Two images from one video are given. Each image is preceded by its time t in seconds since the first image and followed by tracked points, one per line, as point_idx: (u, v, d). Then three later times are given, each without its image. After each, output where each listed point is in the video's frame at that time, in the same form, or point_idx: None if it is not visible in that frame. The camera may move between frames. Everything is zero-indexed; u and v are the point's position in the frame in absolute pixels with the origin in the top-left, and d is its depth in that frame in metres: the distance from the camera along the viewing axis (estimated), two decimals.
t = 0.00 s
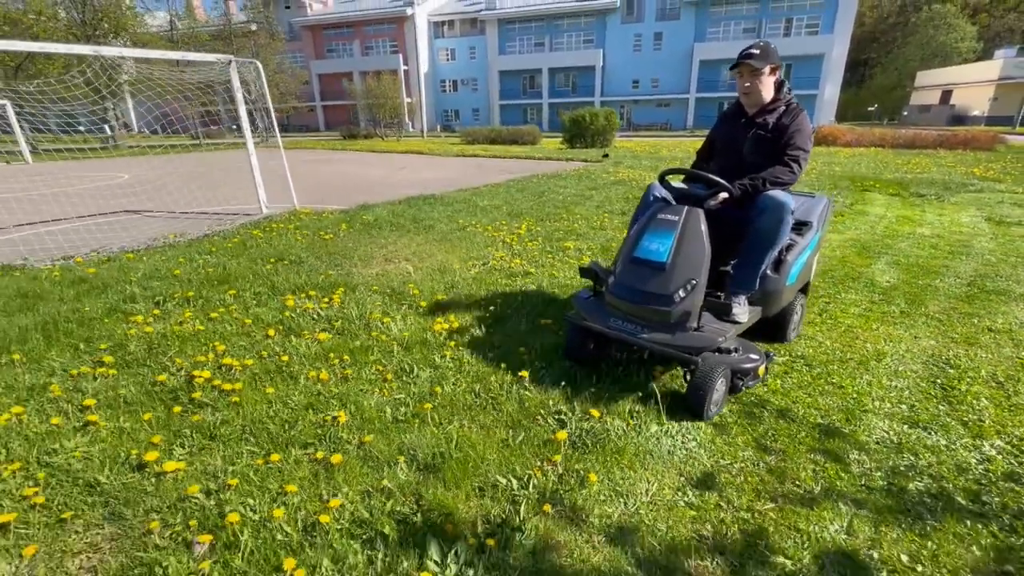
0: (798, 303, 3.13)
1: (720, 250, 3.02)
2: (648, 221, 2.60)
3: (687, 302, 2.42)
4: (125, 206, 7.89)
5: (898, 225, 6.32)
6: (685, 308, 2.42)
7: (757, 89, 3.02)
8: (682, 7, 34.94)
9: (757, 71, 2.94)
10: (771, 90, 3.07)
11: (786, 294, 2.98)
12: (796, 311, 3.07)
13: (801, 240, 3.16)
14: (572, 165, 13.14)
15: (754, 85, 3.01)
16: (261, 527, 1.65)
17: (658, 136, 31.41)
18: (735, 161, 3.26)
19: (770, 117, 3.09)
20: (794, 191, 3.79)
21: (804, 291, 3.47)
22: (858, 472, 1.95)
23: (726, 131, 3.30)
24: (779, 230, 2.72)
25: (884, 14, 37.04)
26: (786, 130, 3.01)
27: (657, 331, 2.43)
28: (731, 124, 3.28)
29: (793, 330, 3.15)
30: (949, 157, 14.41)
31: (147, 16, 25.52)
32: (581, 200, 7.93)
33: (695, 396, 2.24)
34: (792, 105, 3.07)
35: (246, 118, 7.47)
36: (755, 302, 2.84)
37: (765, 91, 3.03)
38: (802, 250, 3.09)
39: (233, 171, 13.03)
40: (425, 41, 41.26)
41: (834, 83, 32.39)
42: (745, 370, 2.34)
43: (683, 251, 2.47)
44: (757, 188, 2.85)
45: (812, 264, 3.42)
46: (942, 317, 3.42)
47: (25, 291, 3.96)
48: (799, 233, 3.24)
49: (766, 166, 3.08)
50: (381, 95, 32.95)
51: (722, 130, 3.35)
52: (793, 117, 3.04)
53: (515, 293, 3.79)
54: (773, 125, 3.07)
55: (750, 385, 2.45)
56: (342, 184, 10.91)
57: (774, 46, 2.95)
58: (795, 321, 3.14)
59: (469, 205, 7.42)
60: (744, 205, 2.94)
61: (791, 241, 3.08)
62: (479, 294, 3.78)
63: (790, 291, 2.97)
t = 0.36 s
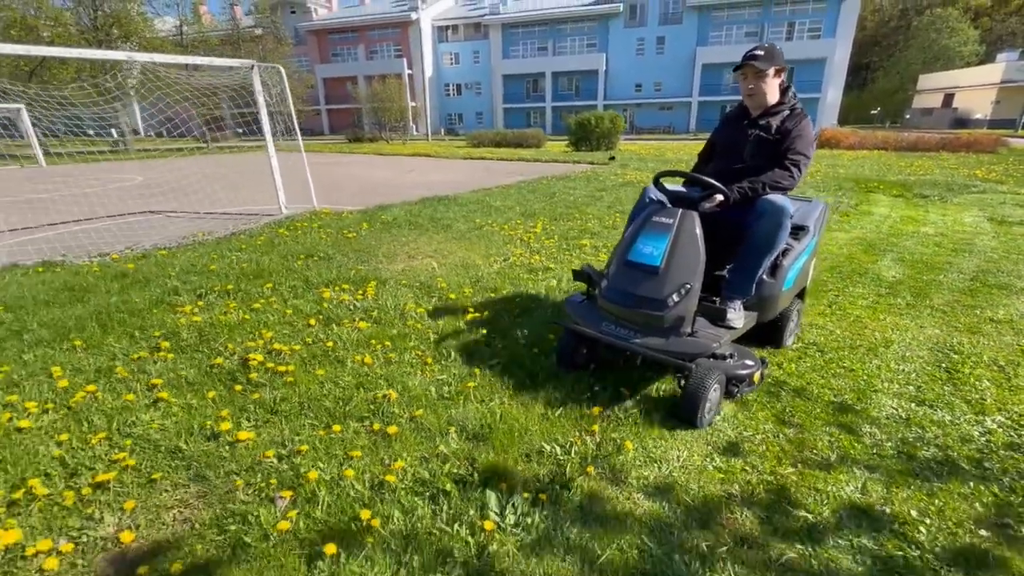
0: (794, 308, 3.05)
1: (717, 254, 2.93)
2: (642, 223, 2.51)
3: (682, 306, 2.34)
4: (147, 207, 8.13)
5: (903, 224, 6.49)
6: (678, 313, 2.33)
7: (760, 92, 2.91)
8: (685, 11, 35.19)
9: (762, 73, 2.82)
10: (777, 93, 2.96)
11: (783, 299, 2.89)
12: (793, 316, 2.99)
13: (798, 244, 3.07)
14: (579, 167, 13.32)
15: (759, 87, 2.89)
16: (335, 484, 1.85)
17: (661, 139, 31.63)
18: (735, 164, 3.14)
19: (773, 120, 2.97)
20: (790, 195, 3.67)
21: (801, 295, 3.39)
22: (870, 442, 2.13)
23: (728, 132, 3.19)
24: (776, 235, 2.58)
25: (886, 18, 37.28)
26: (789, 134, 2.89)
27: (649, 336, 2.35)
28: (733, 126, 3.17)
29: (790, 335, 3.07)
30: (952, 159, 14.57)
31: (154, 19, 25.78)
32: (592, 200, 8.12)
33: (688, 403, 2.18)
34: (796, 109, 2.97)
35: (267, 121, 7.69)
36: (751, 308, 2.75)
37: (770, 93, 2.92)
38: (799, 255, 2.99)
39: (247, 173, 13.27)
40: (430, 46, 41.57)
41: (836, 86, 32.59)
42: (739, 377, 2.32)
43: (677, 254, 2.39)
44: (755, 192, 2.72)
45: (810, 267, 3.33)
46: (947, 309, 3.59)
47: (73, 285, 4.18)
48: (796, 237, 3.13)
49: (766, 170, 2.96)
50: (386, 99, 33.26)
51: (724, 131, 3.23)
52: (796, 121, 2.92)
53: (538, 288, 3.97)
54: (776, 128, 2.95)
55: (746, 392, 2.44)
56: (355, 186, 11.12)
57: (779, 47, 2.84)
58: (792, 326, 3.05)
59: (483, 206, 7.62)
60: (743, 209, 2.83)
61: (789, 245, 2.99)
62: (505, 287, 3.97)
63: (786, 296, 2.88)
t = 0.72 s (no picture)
0: (790, 313, 3.02)
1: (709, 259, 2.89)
2: (632, 229, 2.49)
3: (673, 313, 2.31)
4: (172, 207, 8.38)
5: (908, 225, 6.66)
6: (669, 320, 2.30)
7: (765, 93, 2.90)
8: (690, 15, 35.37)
9: (767, 74, 2.80)
10: (781, 97, 2.94)
11: (778, 305, 2.85)
12: (788, 322, 2.95)
13: (792, 249, 3.05)
14: (588, 169, 13.53)
15: (763, 88, 2.88)
16: (400, 450, 2.07)
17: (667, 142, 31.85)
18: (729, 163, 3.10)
19: (774, 124, 2.95)
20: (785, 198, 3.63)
21: (798, 300, 3.35)
22: (879, 419, 2.33)
23: (727, 131, 3.17)
24: (769, 241, 2.56)
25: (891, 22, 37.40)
26: (787, 138, 2.88)
27: (640, 344, 2.32)
28: (733, 126, 3.14)
29: (786, 341, 3.03)
30: (957, 162, 14.71)
31: (165, 23, 26.14)
32: (603, 202, 8.31)
33: (681, 414, 2.14)
34: (798, 115, 2.96)
35: (288, 125, 7.92)
36: (745, 314, 2.72)
37: (775, 96, 2.90)
38: (793, 259, 2.96)
39: (262, 174, 13.52)
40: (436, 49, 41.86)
41: (842, 89, 32.65)
42: (733, 384, 2.27)
43: (668, 261, 2.37)
44: (744, 197, 2.63)
45: (806, 273, 3.30)
46: (951, 304, 3.79)
47: (121, 279, 4.42)
48: (790, 243, 3.10)
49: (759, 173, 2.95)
50: (394, 102, 33.57)
51: (724, 131, 3.20)
52: (797, 126, 2.89)
53: (561, 283, 4.18)
54: (776, 130, 2.93)
55: (741, 400, 2.37)
56: (369, 187, 11.35)
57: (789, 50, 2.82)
58: (788, 333, 3.03)
59: (498, 206, 7.83)
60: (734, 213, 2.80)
61: (782, 251, 2.96)
62: (529, 282, 4.19)
63: (781, 302, 2.85)
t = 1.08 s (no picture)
0: (788, 316, 2.96)
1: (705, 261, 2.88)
2: (626, 233, 2.46)
3: (668, 318, 2.28)
4: (192, 204, 8.55)
5: (917, 224, 6.79)
6: (664, 325, 2.27)
7: (764, 91, 2.96)
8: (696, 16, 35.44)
9: (768, 73, 2.87)
10: (779, 97, 3.01)
11: (776, 308, 2.81)
12: (786, 325, 2.91)
13: (790, 251, 3.00)
14: (596, 169, 13.69)
15: (763, 86, 2.94)
16: (452, 422, 2.26)
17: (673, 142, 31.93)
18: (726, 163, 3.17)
19: (770, 123, 3.01)
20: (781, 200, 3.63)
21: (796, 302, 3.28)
22: (892, 398, 2.50)
23: (724, 130, 3.22)
24: (764, 242, 2.53)
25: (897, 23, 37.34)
26: (783, 136, 2.93)
27: (636, 350, 2.28)
28: (731, 126, 3.20)
29: (784, 345, 2.98)
30: (964, 163, 14.77)
31: (176, 24, 26.53)
32: (615, 201, 8.48)
33: (680, 419, 2.11)
34: (794, 115, 3.02)
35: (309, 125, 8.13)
36: (742, 318, 2.68)
37: (771, 95, 2.97)
38: (791, 262, 2.91)
39: (276, 173, 13.73)
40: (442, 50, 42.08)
41: (848, 90, 32.62)
42: (731, 391, 2.20)
43: (662, 265, 2.34)
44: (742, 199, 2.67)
45: (804, 275, 3.26)
46: (959, 296, 3.94)
47: (162, 272, 4.64)
48: (786, 245, 3.06)
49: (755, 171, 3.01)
50: (401, 102, 33.79)
51: (721, 129, 3.26)
52: (794, 126, 2.96)
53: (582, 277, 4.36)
54: (771, 130, 3.00)
55: (740, 405, 2.32)
56: (382, 186, 11.54)
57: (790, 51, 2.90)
58: (787, 335, 2.98)
59: (512, 205, 8.00)
60: (730, 214, 2.78)
61: (779, 252, 2.91)
62: (553, 276, 4.37)
63: (779, 305, 2.81)
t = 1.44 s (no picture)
0: (792, 319, 2.89)
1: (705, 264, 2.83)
2: (625, 237, 2.40)
3: (667, 326, 2.22)
4: (214, 201, 8.76)
5: (927, 221, 6.94)
6: (663, 333, 2.21)
7: (755, 90, 2.89)
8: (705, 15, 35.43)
9: (759, 69, 2.81)
10: (770, 95, 2.95)
11: (778, 313, 2.72)
12: (789, 329, 2.84)
13: (793, 253, 2.93)
14: (608, 168, 13.86)
15: (755, 84, 2.87)
16: (503, 395, 2.50)
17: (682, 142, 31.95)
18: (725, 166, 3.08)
19: (765, 122, 2.94)
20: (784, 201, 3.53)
21: (799, 304, 3.21)
22: (907, 378, 2.70)
23: (716, 133, 3.14)
24: (769, 247, 2.44)
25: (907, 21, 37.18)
26: (782, 135, 2.86)
27: (634, 358, 2.22)
28: (723, 128, 3.12)
29: (786, 349, 2.92)
30: (975, 162, 14.82)
31: (190, 24, 26.81)
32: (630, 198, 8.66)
33: (677, 430, 2.05)
34: (790, 111, 2.94)
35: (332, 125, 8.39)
36: (743, 322, 2.63)
37: (763, 93, 2.91)
38: (795, 264, 2.86)
39: (294, 171, 14.02)
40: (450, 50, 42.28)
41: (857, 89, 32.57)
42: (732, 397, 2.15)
43: (661, 271, 2.27)
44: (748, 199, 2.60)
45: (807, 278, 3.18)
46: (969, 288, 4.12)
47: (206, 263, 4.89)
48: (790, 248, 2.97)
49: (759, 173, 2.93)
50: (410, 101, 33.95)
51: (712, 133, 3.18)
52: (791, 123, 2.88)
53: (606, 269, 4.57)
54: (769, 129, 2.92)
55: (740, 413, 2.28)
56: (398, 184, 11.78)
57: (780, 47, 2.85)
58: (789, 340, 2.91)
59: (529, 202, 8.21)
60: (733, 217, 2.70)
61: (784, 255, 2.85)
62: (578, 268, 4.59)
63: (782, 309, 2.74)
